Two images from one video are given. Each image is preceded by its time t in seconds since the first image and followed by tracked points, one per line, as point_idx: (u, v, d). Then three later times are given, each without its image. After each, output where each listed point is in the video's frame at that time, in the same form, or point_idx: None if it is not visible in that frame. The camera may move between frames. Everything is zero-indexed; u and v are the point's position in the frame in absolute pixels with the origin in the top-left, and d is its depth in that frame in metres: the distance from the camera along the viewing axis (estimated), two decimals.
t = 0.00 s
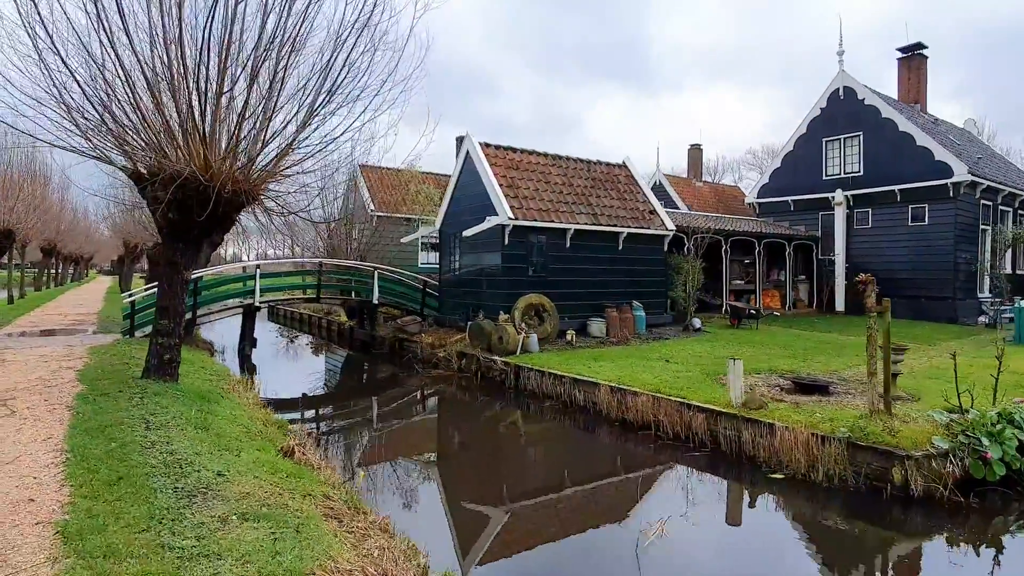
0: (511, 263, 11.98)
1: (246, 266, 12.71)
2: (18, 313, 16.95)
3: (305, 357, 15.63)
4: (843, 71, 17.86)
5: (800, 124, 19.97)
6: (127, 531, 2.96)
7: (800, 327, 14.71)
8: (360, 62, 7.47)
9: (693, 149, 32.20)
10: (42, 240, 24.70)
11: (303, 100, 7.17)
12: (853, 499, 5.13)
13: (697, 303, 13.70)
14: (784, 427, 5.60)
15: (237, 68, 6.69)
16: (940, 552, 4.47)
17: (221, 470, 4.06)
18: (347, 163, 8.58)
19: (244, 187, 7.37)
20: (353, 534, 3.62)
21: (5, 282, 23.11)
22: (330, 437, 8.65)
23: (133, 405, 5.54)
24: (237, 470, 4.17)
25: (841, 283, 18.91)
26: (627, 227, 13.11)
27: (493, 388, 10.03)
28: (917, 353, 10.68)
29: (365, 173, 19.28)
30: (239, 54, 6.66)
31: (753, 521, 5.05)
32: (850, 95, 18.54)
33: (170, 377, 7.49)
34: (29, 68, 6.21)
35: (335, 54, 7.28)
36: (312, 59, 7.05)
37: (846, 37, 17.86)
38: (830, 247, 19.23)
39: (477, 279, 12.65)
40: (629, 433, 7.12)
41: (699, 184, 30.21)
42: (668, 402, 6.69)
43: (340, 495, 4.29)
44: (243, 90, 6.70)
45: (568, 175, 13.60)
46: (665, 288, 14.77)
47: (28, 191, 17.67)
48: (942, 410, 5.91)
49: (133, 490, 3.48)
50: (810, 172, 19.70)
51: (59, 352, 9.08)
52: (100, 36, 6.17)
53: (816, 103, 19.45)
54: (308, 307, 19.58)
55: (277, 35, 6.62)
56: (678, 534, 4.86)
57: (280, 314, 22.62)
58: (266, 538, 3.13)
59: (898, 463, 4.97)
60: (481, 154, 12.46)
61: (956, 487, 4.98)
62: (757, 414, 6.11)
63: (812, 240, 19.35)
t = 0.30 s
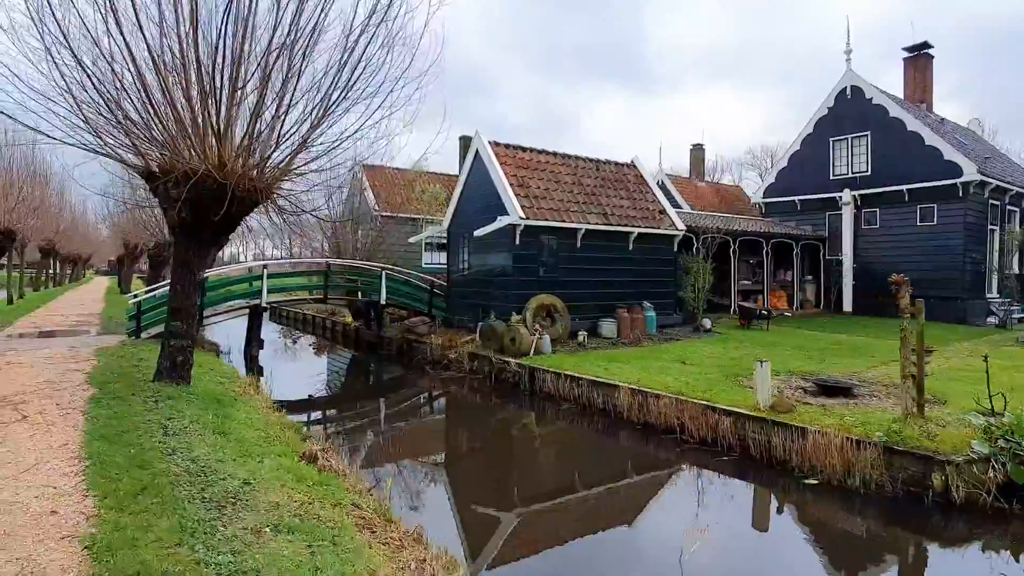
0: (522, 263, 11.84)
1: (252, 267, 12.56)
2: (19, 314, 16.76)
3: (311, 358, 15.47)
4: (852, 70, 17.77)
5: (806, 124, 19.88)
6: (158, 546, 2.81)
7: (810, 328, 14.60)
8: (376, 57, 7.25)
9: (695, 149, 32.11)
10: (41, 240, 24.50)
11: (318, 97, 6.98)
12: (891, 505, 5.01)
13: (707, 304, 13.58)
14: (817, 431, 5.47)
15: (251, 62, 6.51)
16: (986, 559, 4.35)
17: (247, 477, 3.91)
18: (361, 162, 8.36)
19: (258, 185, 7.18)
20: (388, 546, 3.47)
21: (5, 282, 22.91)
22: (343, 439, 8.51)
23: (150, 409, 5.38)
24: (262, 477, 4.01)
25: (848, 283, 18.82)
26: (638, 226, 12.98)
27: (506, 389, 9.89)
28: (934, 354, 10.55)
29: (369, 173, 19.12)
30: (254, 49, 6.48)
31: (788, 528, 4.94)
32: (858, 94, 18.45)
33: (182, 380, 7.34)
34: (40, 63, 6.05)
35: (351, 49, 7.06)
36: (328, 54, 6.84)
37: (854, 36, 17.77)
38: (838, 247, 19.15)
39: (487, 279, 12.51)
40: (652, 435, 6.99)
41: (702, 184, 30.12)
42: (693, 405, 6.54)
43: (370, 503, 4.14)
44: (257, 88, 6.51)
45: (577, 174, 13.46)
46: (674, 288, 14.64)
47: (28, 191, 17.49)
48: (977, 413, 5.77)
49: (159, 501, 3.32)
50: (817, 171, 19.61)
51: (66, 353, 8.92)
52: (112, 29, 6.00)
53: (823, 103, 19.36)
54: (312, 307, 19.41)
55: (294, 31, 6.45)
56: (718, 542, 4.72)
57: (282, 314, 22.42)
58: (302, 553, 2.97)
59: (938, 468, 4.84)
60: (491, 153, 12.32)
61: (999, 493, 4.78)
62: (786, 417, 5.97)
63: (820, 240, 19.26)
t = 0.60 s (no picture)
0: (532, 263, 11.68)
1: (257, 268, 12.39)
2: (17, 315, 16.54)
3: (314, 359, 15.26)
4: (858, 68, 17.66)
5: (812, 123, 19.76)
6: (187, 567, 2.64)
7: (819, 328, 14.47)
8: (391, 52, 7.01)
9: (696, 148, 31.98)
10: (39, 240, 24.22)
11: (330, 94, 6.76)
12: (930, 513, 4.85)
13: (717, 304, 13.45)
14: (851, 435, 5.33)
15: (263, 57, 6.29)
16: None
17: (271, 488, 3.74)
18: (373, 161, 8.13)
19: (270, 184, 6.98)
20: (422, 563, 3.29)
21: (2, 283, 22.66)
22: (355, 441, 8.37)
23: (162, 416, 5.21)
24: (286, 487, 3.84)
25: (855, 283, 18.71)
26: (648, 225, 12.83)
27: (518, 392, 9.73)
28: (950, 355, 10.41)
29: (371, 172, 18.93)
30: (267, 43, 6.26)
31: (828, 538, 4.78)
32: (865, 92, 18.33)
33: (192, 384, 7.15)
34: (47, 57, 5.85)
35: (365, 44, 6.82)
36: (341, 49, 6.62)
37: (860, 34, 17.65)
38: (844, 247, 19.04)
39: (496, 279, 12.35)
40: (674, 440, 6.84)
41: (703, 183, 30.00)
42: (717, 409, 6.40)
43: (397, 514, 3.97)
44: (269, 84, 6.30)
45: (586, 173, 13.30)
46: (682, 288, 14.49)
47: (26, 189, 17.28)
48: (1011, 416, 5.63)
49: (183, 516, 3.15)
50: (823, 170, 19.49)
51: (69, 356, 8.71)
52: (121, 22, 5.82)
53: (829, 101, 19.24)
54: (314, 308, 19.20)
55: (307, 26, 6.24)
56: (762, 551, 4.56)
57: (283, 315, 22.19)
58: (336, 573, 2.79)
59: (980, 474, 4.69)
60: (500, 152, 12.17)
61: None
62: (815, 421, 5.83)
63: (826, 239, 19.14)
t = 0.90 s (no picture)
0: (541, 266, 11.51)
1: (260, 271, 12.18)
2: (15, 317, 16.32)
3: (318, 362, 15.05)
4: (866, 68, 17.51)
5: (818, 123, 19.61)
6: None
7: (829, 330, 14.33)
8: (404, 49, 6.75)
9: (698, 148, 31.85)
10: (37, 240, 23.96)
11: (341, 93, 6.54)
12: (969, 528, 4.68)
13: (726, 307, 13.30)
14: (884, 447, 5.16)
15: (272, 55, 6.06)
16: None
17: (291, 508, 3.55)
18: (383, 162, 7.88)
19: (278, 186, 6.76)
20: None
21: None
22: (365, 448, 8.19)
23: (172, 427, 5.03)
24: (306, 507, 3.65)
25: (862, 285, 18.59)
26: (657, 227, 12.66)
27: (529, 397, 9.55)
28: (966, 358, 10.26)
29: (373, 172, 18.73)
30: (276, 41, 6.04)
31: (869, 554, 4.58)
32: (872, 92, 18.19)
33: (199, 391, 6.96)
34: (50, 54, 5.65)
35: (377, 41, 6.58)
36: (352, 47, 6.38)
37: (868, 34, 17.50)
38: (851, 248, 18.91)
39: (504, 281, 12.17)
40: (694, 449, 6.67)
41: (705, 183, 29.85)
42: (741, 418, 6.23)
43: (422, 535, 3.78)
44: (280, 83, 6.08)
45: (594, 174, 13.12)
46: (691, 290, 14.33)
47: (25, 189, 17.07)
48: None
49: (201, 543, 2.96)
50: (829, 171, 19.35)
51: (71, 361, 8.51)
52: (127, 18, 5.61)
53: (835, 101, 19.09)
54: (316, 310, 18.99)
55: (318, 22, 6.00)
56: (805, 568, 4.36)
57: (284, 317, 21.95)
58: None
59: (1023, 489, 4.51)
60: (508, 152, 11.99)
61: None
62: (843, 431, 5.67)
63: (832, 241, 19.02)
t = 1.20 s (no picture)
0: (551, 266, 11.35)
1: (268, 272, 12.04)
2: (16, 318, 16.14)
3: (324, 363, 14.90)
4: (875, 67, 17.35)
5: (826, 122, 19.45)
6: None
7: (840, 331, 14.17)
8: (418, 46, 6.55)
9: (701, 148, 31.68)
10: (37, 240, 23.76)
11: (354, 91, 6.36)
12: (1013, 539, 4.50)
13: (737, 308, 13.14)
14: (920, 454, 4.99)
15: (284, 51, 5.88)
16: None
17: (315, 521, 3.39)
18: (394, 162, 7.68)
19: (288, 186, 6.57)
20: None
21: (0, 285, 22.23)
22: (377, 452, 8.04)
23: (184, 433, 4.87)
24: (330, 519, 3.48)
25: (871, 285, 18.43)
26: (668, 227, 12.50)
27: (541, 400, 9.37)
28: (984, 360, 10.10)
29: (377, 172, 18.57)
30: (288, 35, 5.85)
31: (912, 564, 4.40)
32: (881, 91, 18.02)
33: (208, 395, 6.79)
34: (56, 49, 5.48)
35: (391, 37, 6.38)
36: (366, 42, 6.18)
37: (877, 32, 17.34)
38: (860, 248, 18.75)
39: (513, 282, 12.01)
40: (717, 454, 6.51)
41: (709, 183, 29.69)
42: (767, 423, 6.08)
43: (450, 549, 3.62)
44: (292, 79, 5.91)
45: (604, 173, 12.95)
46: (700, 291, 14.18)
47: (26, 188, 16.91)
48: None
49: (223, 560, 2.80)
50: (838, 171, 19.19)
51: (75, 364, 8.33)
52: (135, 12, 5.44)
53: (844, 100, 18.92)
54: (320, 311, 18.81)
55: (331, 16, 5.81)
56: None
57: (287, 317, 21.79)
58: None
59: None
60: (517, 151, 11.83)
61: None
62: (875, 437, 5.51)
63: (841, 241, 18.86)
